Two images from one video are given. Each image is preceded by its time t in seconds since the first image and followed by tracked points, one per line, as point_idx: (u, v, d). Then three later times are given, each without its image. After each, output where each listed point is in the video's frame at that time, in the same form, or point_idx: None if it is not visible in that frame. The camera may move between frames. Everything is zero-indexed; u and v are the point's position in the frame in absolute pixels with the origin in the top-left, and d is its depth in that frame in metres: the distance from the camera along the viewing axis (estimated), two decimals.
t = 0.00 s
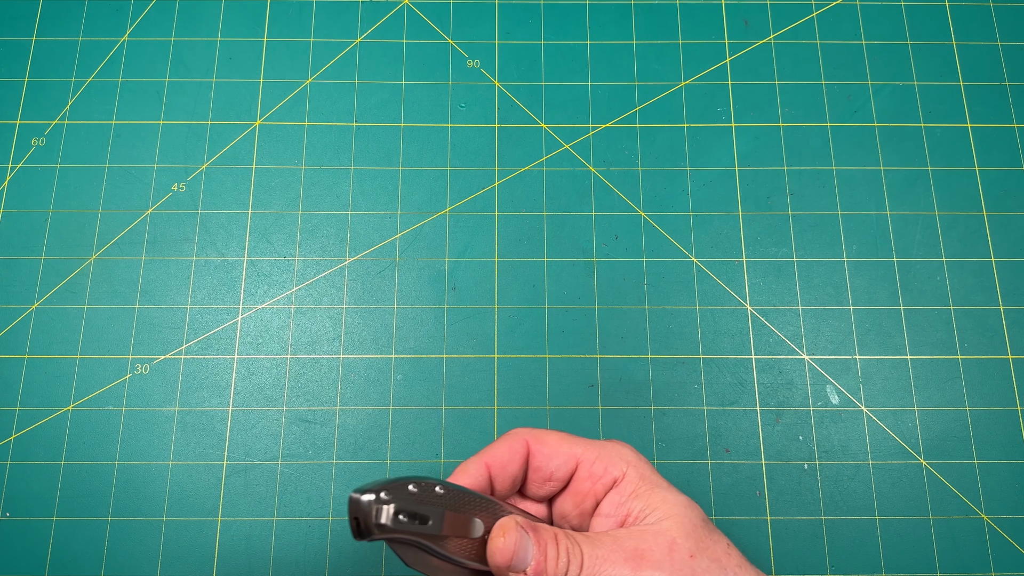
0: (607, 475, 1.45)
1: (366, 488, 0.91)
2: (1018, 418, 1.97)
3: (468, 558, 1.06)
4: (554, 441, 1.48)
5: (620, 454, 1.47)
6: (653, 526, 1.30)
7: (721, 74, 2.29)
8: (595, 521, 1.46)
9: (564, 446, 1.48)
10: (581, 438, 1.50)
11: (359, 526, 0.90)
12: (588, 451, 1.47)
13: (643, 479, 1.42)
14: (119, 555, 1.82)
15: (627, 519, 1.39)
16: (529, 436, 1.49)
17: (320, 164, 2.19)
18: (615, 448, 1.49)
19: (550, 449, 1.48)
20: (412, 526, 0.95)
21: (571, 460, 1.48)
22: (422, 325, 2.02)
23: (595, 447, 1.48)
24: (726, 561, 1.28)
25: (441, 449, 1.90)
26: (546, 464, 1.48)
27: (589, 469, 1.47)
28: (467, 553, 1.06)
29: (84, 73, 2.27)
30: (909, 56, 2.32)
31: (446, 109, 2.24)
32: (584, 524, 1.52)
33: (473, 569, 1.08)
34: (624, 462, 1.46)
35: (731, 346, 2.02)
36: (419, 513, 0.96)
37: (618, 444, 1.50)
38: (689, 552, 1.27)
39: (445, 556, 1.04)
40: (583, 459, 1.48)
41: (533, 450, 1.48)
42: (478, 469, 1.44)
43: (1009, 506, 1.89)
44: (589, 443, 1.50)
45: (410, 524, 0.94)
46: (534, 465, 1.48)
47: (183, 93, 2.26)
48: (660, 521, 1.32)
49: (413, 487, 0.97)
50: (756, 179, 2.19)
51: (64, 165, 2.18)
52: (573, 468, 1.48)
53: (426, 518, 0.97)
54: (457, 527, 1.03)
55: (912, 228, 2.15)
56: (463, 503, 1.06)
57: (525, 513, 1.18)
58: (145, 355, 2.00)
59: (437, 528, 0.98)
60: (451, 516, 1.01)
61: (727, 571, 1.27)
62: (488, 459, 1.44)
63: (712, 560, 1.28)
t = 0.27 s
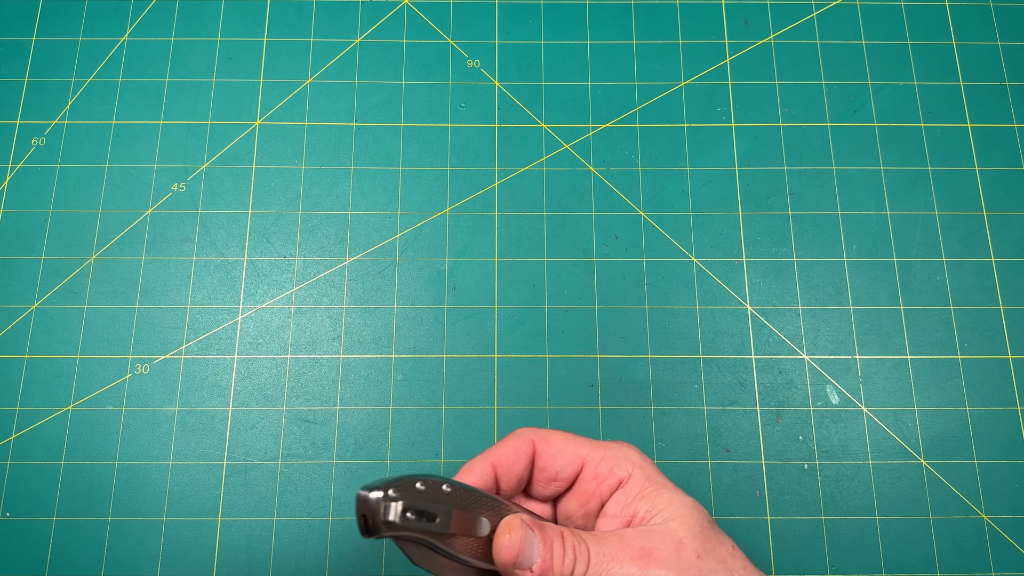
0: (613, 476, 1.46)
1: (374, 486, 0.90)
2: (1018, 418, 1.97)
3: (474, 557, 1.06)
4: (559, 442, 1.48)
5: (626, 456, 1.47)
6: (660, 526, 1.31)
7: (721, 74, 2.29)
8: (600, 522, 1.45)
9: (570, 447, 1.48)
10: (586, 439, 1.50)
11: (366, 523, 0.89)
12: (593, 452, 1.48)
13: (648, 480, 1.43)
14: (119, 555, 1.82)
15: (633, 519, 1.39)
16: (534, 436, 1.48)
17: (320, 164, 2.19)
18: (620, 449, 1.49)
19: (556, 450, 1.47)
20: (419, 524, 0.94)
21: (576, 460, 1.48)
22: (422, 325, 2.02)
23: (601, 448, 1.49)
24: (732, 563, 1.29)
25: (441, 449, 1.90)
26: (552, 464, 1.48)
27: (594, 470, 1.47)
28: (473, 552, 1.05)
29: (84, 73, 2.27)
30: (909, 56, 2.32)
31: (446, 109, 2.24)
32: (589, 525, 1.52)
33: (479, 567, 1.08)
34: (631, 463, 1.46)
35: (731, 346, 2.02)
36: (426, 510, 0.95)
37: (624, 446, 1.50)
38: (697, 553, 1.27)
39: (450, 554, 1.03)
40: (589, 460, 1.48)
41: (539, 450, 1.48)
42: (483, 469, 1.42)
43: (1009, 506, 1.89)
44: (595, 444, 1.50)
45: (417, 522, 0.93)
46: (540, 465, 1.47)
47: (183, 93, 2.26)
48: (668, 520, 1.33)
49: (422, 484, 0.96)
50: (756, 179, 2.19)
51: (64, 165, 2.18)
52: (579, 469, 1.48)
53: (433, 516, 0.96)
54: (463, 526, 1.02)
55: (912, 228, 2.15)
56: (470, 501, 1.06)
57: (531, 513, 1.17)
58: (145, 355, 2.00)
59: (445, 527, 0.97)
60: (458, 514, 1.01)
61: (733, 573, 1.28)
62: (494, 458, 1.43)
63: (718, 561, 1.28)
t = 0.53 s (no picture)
0: (610, 468, 1.50)
1: (349, 429, 0.96)
2: (1018, 418, 1.97)
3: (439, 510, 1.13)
4: (557, 428, 1.55)
5: (626, 449, 1.52)
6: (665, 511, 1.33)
7: (721, 74, 2.29)
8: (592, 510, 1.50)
9: (567, 435, 1.54)
10: (586, 431, 1.57)
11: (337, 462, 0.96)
12: (592, 443, 1.53)
13: (647, 474, 1.47)
14: (119, 556, 1.82)
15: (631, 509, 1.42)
16: (534, 420, 1.56)
17: (320, 164, 2.19)
18: (621, 442, 1.54)
19: (553, 436, 1.55)
20: (390, 469, 1.01)
21: (573, 449, 1.54)
22: (422, 325, 2.02)
23: (600, 441, 1.54)
24: (731, 559, 1.30)
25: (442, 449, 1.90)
26: (547, 449, 1.55)
27: (591, 461, 1.53)
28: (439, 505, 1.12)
29: (84, 73, 2.27)
30: (909, 56, 2.32)
31: (446, 109, 2.24)
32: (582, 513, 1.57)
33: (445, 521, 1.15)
34: (629, 456, 1.50)
35: (731, 346, 2.02)
36: (399, 458, 1.03)
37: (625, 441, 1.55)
38: (700, 542, 1.28)
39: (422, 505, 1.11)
40: (586, 451, 1.54)
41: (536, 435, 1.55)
42: (477, 441, 1.52)
43: (1009, 506, 1.89)
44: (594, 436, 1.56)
45: (388, 467, 1.01)
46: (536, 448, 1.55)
47: (183, 93, 2.26)
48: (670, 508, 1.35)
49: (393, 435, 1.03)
50: (756, 179, 2.19)
51: (64, 165, 2.18)
52: (575, 458, 1.55)
53: (404, 464, 1.03)
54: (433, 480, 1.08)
55: (912, 228, 2.15)
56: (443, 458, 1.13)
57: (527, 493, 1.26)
58: (145, 355, 2.00)
59: (414, 476, 1.04)
60: (431, 468, 1.08)
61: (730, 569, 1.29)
62: (490, 434, 1.52)
63: (719, 555, 1.29)
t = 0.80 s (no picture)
0: (606, 428, 1.47)
1: (337, 375, 1.32)
2: (1018, 418, 1.97)
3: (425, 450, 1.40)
4: (559, 381, 1.56)
5: (624, 411, 1.47)
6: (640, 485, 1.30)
7: (721, 74, 2.29)
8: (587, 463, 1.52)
9: (568, 389, 1.54)
10: (590, 386, 1.54)
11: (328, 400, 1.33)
12: (593, 401, 1.51)
13: (642, 440, 1.41)
14: (119, 556, 1.82)
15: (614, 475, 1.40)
16: (540, 372, 1.60)
17: (320, 164, 2.19)
18: (624, 402, 1.49)
19: (556, 389, 1.56)
20: (368, 412, 1.32)
21: (573, 404, 1.54)
22: (422, 326, 2.01)
23: (603, 399, 1.50)
24: (702, 545, 1.25)
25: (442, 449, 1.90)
26: (550, 401, 1.58)
27: (590, 418, 1.51)
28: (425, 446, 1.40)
29: (84, 73, 2.27)
30: (909, 55, 2.32)
31: (446, 109, 2.23)
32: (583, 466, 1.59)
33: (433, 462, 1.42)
34: (626, 419, 1.46)
35: (731, 346, 2.02)
36: (378, 404, 1.33)
37: (630, 401, 1.50)
38: (665, 525, 1.24)
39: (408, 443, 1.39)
40: (586, 407, 1.52)
41: (540, 386, 1.59)
42: (484, 388, 1.66)
43: (1009, 506, 1.89)
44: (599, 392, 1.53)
45: (366, 409, 1.32)
46: (540, 399, 1.59)
47: (183, 93, 2.25)
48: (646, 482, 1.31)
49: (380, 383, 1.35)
50: (756, 179, 2.19)
51: (64, 165, 2.18)
52: (575, 413, 1.54)
53: (382, 410, 1.33)
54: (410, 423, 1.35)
55: (912, 228, 2.15)
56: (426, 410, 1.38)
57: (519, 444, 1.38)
58: (145, 355, 2.00)
59: (389, 419, 1.33)
60: (407, 414, 1.35)
61: (700, 556, 1.24)
62: (497, 382, 1.64)
63: (686, 539, 1.25)
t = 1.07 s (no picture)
0: (589, 340, 1.58)
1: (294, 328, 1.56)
2: (1019, 418, 1.97)
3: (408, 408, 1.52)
4: (541, 297, 1.68)
5: (606, 326, 1.57)
6: (612, 407, 1.37)
7: (721, 73, 2.29)
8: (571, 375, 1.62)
9: (551, 305, 1.66)
10: (574, 300, 1.65)
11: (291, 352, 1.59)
12: (576, 315, 1.62)
13: (620, 352, 1.50)
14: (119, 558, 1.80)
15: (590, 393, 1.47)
16: (522, 289, 1.71)
17: (320, 164, 2.18)
18: (608, 313, 1.59)
19: (538, 305, 1.68)
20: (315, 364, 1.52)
21: (557, 319, 1.65)
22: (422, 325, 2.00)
23: (585, 313, 1.61)
24: (678, 459, 1.31)
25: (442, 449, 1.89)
26: (534, 318, 1.68)
27: (572, 330, 1.62)
28: (405, 403, 1.51)
29: (83, 73, 2.26)
30: (909, 55, 2.31)
31: (446, 109, 2.23)
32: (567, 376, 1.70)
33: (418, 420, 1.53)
34: (609, 331, 1.56)
35: (732, 346, 2.02)
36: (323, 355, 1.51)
37: (613, 314, 1.59)
38: (635, 447, 1.30)
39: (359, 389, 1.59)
40: (569, 320, 1.63)
41: (522, 302, 1.70)
42: (461, 307, 1.73)
43: (1010, 506, 1.88)
44: (582, 306, 1.63)
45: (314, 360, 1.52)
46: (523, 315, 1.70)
47: (183, 92, 2.25)
48: (621, 401, 1.39)
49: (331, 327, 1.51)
50: (756, 179, 2.18)
51: (63, 165, 2.18)
52: (558, 326, 1.65)
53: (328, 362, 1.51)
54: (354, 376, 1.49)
55: (913, 228, 2.15)
56: (378, 352, 1.47)
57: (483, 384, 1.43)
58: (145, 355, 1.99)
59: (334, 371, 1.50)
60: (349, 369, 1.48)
61: (679, 468, 1.31)
62: (476, 299, 1.72)
63: (660, 455, 1.31)
